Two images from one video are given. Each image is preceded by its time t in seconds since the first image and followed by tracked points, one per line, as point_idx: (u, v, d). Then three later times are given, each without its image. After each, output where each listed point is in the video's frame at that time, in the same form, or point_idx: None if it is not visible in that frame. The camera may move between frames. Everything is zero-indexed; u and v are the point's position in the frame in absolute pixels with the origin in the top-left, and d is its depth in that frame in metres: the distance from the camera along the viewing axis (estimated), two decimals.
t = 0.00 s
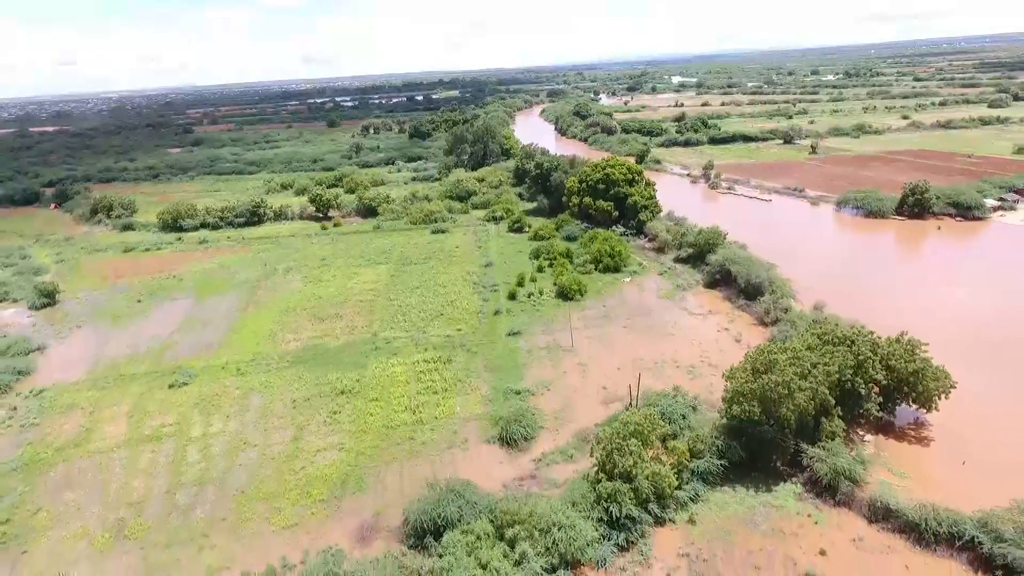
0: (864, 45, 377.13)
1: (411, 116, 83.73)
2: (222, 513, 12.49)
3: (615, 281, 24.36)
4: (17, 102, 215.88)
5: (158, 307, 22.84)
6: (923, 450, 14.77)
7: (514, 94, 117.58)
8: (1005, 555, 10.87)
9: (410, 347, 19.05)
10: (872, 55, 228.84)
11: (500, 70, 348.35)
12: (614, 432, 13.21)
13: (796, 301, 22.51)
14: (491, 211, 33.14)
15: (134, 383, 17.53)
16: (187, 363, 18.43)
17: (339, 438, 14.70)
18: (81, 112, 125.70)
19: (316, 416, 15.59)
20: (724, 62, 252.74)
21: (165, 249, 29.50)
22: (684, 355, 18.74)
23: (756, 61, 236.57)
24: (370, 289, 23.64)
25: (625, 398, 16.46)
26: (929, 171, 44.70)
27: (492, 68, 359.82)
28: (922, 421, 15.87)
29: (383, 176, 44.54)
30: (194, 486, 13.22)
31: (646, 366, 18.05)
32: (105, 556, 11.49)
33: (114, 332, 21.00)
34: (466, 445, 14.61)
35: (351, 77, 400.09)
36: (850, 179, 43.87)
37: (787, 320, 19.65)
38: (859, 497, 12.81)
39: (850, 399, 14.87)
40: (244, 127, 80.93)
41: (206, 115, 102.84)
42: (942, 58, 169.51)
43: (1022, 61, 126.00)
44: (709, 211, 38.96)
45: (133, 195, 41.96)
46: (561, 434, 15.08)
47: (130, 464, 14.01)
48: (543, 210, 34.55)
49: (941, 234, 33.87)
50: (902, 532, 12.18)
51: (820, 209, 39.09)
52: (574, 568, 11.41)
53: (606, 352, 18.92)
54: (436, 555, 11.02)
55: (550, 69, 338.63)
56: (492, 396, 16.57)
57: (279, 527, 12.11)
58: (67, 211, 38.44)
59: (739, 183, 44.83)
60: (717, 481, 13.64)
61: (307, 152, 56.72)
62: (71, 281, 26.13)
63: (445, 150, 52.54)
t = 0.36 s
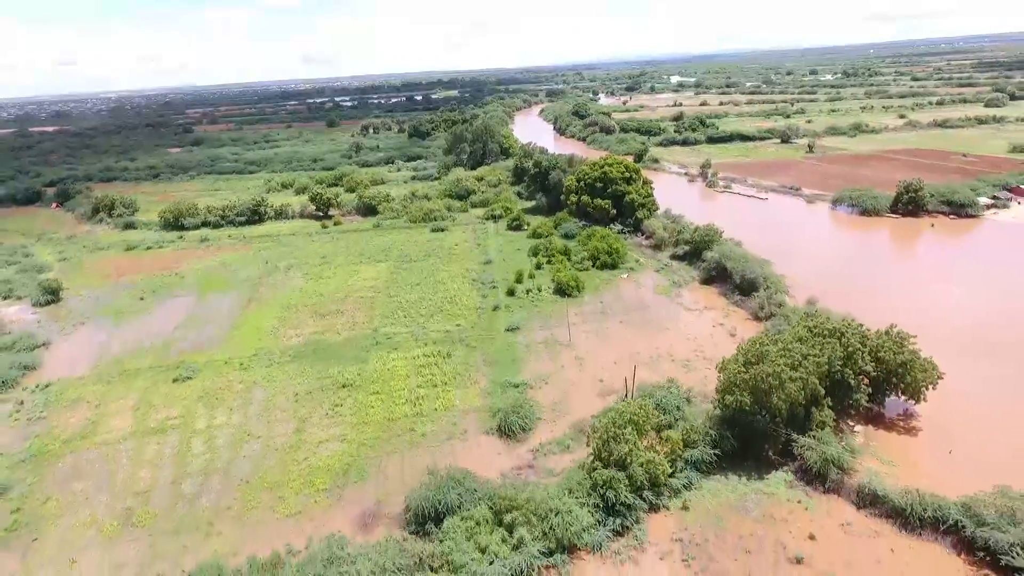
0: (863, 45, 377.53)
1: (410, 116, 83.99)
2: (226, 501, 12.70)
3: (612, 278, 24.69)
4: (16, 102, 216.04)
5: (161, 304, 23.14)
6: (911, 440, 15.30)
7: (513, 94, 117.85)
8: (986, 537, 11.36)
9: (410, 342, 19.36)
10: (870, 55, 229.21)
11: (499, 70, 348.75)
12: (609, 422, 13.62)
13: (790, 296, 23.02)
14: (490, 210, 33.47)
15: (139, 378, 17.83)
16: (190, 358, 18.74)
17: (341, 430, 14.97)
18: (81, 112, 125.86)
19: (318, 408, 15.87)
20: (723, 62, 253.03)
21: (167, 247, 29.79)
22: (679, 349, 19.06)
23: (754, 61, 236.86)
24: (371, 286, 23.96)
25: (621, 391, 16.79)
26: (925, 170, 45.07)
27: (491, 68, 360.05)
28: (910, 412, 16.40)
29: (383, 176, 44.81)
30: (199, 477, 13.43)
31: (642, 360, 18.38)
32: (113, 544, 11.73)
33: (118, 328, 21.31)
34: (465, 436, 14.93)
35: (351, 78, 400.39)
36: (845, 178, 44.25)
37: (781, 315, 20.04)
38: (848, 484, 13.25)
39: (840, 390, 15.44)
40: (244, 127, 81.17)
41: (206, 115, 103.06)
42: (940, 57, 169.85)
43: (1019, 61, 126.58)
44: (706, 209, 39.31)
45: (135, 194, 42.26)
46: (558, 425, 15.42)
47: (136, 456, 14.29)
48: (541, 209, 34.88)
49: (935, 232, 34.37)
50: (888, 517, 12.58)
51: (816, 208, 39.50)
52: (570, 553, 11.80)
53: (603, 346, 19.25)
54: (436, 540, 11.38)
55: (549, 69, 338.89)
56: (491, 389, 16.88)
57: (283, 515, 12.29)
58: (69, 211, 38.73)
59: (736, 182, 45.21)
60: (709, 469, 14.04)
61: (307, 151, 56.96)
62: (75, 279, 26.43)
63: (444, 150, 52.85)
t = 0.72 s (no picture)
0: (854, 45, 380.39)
1: (404, 116, 84.18)
2: (226, 490, 12.95)
3: (603, 274, 25.12)
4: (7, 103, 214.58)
5: (158, 301, 23.37)
6: (891, 427, 16.14)
7: (506, 94, 118.08)
8: (958, 517, 12.24)
9: (406, 337, 19.70)
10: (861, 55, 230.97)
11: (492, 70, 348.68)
12: (599, 410, 14.10)
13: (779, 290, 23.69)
14: (484, 208, 33.83)
15: (138, 373, 18.07)
16: (188, 353, 19.00)
17: (338, 422, 15.28)
18: (73, 111, 125.34)
19: (315, 401, 16.19)
20: (715, 62, 254.15)
21: (163, 246, 29.97)
22: (669, 342, 19.51)
23: (746, 61, 237.96)
24: (366, 283, 24.26)
25: (613, 382, 17.20)
26: (912, 168, 45.80)
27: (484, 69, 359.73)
28: (891, 400, 17.24)
29: (377, 175, 45.05)
30: (199, 467, 13.69)
31: (633, 353, 18.80)
32: (116, 532, 11.97)
33: (115, 325, 21.51)
34: (459, 426, 15.30)
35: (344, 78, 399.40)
36: (834, 176, 44.89)
37: (767, 308, 20.55)
38: (830, 469, 14.11)
39: (823, 378, 16.08)
40: (237, 127, 81.10)
41: (199, 115, 102.78)
42: (930, 57, 171.39)
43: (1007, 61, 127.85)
44: (697, 207, 39.86)
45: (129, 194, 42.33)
46: (550, 415, 15.83)
47: (137, 448, 14.56)
48: (534, 207, 35.29)
49: (920, 227, 35.21)
50: (869, 499, 13.48)
51: (805, 205, 40.15)
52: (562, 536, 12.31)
53: (595, 340, 19.67)
54: (432, 525, 11.79)
55: (542, 69, 338.94)
56: (485, 381, 17.25)
57: (282, 503, 12.57)
58: (63, 211, 38.77)
59: (727, 180, 45.78)
60: (697, 457, 14.73)
61: (300, 151, 57.10)
62: (71, 278, 26.58)
63: (438, 149, 53.15)
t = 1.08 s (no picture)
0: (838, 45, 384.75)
1: (392, 116, 84.10)
2: (220, 483, 13.16)
3: (590, 271, 25.53)
4: None
5: (148, 300, 23.44)
6: (868, 414, 16.89)
7: (494, 94, 118.14)
8: (927, 497, 13.12)
9: (395, 333, 19.97)
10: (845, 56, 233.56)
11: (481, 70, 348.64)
12: (586, 400, 14.51)
13: (761, 285, 24.42)
14: (472, 207, 34.13)
15: (129, 371, 18.19)
16: (179, 351, 19.14)
17: (329, 416, 15.54)
18: (56, 112, 123.82)
19: (306, 396, 16.42)
20: (702, 62, 255.88)
21: (151, 246, 29.97)
22: (654, 336, 19.96)
23: (732, 61, 239.80)
24: (356, 281, 24.49)
25: (599, 375, 17.62)
26: (893, 166, 46.71)
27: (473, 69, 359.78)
28: (868, 389, 18.04)
29: (365, 175, 45.14)
30: (192, 462, 13.88)
31: (619, 346, 19.23)
32: (111, 525, 12.15)
33: (105, 324, 21.57)
34: (449, 418, 15.64)
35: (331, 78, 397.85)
36: (817, 174, 45.68)
37: (750, 302, 21.09)
38: (808, 454, 14.87)
39: (802, 367, 16.62)
40: (223, 127, 80.62)
41: (184, 115, 101.94)
42: (913, 58, 173.54)
43: (987, 62, 129.84)
44: (682, 205, 40.46)
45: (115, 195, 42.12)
46: (538, 407, 16.22)
47: (130, 444, 14.71)
48: (522, 205, 35.64)
49: (899, 222, 36.18)
50: (845, 482, 14.32)
51: (788, 202, 40.88)
52: (550, 522, 12.78)
53: (582, 334, 20.08)
54: (423, 512, 12.13)
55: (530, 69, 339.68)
56: (474, 375, 17.59)
57: (275, 494, 12.81)
58: (48, 211, 38.53)
59: (712, 178, 46.41)
60: (681, 445, 15.34)
61: (288, 151, 57.00)
62: (59, 278, 26.53)
63: (426, 149, 53.34)
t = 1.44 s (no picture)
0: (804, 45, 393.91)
1: (365, 117, 83.64)
2: (198, 479, 13.27)
3: (564, 267, 26.05)
4: None
5: (119, 303, 23.20)
6: (828, 398, 17.76)
7: (468, 94, 118.18)
8: (881, 472, 14.03)
9: (372, 331, 20.20)
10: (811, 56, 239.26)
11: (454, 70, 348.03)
12: (559, 390, 15.05)
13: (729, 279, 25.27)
14: (446, 205, 34.38)
15: (102, 373, 18.06)
16: (153, 353, 19.06)
17: (307, 412, 15.71)
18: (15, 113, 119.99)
19: (284, 393, 16.55)
20: (673, 62, 259.48)
21: (121, 249, 29.55)
22: (625, 328, 20.55)
23: (702, 61, 243.72)
24: (331, 280, 24.58)
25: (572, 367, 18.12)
26: (854, 163, 48.35)
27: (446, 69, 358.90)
28: (829, 374, 18.96)
29: (338, 175, 45.00)
30: (170, 460, 13.94)
31: (592, 339, 19.77)
32: (89, 524, 12.17)
33: (76, 327, 21.31)
34: (426, 412, 15.95)
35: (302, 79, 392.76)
36: (783, 171, 47.04)
37: (717, 294, 21.83)
38: (772, 437, 15.63)
39: (766, 354, 17.38)
40: (192, 129, 79.27)
41: (151, 117, 99.85)
42: (875, 58, 178.64)
43: (945, 62, 134.38)
44: (653, 202, 41.32)
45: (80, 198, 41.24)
46: (513, 399, 16.64)
47: (105, 444, 14.68)
48: (496, 204, 36.01)
49: (861, 217, 37.59)
50: (806, 462, 15.12)
51: (755, 198, 42.06)
52: (525, 507, 13.24)
53: (556, 328, 20.58)
54: (402, 501, 12.49)
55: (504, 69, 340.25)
56: (450, 370, 17.92)
57: (254, 489, 12.98)
58: (11, 215, 37.58)
59: (682, 176, 47.44)
60: (652, 431, 15.94)
61: (260, 152, 56.46)
62: (25, 282, 26.02)
63: (400, 149, 53.35)
